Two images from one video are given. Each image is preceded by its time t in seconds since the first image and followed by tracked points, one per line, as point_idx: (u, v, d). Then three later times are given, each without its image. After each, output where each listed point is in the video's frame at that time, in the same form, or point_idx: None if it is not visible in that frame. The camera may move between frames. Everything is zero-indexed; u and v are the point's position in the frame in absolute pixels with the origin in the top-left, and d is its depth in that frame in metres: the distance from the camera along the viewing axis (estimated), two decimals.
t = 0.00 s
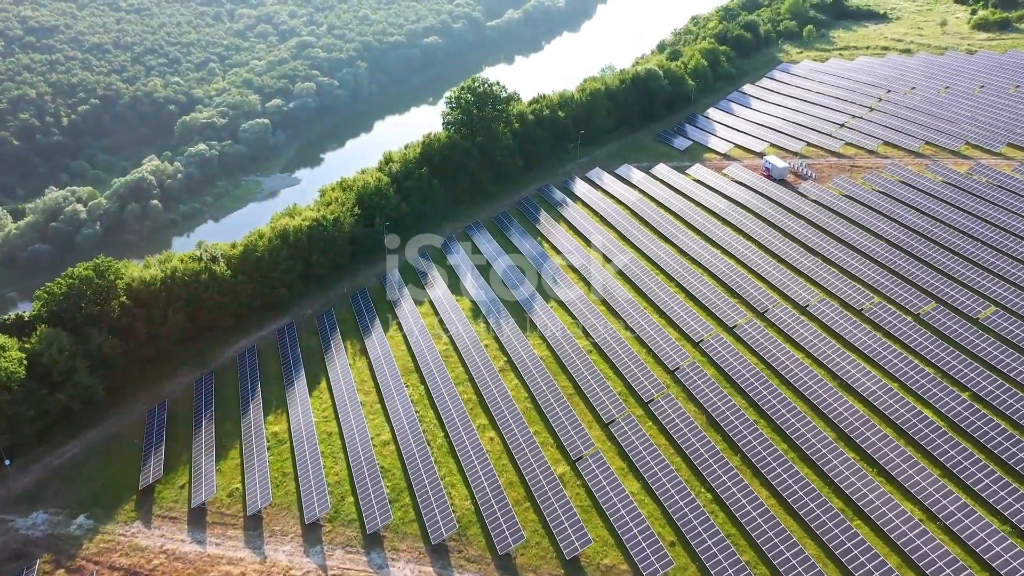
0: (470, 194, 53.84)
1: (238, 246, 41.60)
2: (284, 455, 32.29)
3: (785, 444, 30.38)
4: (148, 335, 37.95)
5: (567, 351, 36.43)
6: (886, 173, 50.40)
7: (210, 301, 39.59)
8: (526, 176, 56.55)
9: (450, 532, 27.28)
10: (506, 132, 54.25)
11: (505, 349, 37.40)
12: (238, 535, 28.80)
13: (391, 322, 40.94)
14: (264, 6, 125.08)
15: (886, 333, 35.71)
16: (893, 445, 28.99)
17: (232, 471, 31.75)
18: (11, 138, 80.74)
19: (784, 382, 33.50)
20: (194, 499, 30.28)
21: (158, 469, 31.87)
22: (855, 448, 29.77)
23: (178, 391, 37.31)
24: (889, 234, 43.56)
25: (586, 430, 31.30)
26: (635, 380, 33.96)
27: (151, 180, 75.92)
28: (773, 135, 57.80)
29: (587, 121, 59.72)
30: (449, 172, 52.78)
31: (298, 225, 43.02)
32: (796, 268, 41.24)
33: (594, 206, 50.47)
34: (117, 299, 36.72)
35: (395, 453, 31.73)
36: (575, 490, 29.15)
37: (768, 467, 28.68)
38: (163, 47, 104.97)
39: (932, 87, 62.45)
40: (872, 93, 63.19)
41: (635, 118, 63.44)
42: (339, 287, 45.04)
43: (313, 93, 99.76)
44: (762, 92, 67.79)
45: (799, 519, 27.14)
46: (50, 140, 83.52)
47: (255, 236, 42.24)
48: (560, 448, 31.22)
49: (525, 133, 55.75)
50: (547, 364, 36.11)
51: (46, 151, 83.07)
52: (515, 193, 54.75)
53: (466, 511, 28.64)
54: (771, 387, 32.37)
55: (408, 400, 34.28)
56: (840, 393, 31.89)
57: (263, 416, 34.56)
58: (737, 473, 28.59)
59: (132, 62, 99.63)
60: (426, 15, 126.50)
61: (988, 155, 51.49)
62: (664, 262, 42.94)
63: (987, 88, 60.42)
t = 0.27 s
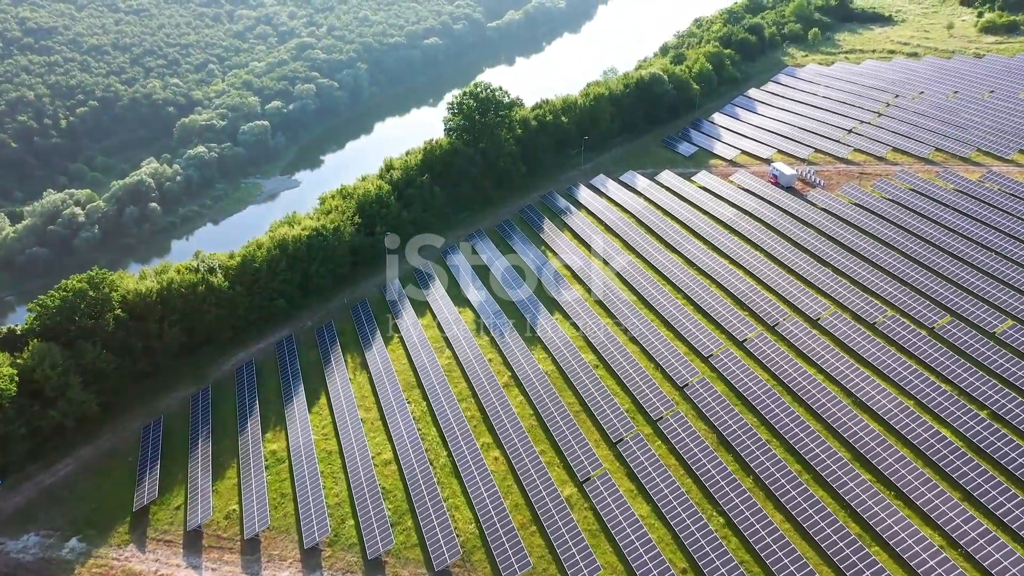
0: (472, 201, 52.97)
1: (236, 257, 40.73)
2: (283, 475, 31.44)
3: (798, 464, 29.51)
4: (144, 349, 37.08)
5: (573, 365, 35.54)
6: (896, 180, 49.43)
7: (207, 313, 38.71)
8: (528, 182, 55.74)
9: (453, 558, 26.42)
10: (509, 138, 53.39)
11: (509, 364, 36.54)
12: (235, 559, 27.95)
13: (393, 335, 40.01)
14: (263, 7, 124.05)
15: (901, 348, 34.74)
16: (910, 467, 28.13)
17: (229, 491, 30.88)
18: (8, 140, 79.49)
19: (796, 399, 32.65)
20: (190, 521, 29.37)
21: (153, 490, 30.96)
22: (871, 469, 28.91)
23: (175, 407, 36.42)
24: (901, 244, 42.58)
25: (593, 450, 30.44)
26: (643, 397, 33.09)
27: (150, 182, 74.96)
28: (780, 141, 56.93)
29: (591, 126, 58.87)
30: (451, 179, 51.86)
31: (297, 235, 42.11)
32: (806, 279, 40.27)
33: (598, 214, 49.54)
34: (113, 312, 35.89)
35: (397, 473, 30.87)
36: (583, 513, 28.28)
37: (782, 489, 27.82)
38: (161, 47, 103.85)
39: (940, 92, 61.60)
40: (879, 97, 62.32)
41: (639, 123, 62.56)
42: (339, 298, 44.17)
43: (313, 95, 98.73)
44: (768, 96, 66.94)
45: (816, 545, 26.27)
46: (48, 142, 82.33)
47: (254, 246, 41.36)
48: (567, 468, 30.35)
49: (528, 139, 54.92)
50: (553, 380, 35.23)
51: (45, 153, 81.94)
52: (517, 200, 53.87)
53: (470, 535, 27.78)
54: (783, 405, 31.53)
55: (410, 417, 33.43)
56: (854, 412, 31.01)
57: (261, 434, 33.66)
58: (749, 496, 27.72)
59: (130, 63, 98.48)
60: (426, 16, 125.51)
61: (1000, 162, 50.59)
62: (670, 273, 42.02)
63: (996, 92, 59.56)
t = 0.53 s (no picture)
0: (475, 208, 52.06)
1: (234, 268, 39.83)
2: (281, 495, 30.57)
3: (813, 486, 28.61)
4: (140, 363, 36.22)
5: (579, 381, 34.62)
6: (907, 188, 48.42)
7: (204, 326, 37.81)
8: (531, 189, 54.85)
9: None
10: (512, 144, 52.50)
11: (514, 379, 35.64)
12: None
13: (394, 347, 39.09)
14: (263, 7, 123.05)
15: (916, 363, 33.79)
16: (929, 490, 27.22)
17: (226, 512, 30.03)
18: (6, 142, 78.38)
19: (809, 417, 31.74)
20: (186, 544, 28.55)
21: (147, 511, 30.13)
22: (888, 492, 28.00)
23: (170, 422, 35.59)
24: (914, 253, 41.55)
25: (601, 471, 29.57)
26: (651, 414, 32.19)
27: (149, 185, 74.05)
28: (786, 146, 56.12)
29: (595, 132, 58.01)
30: (453, 186, 50.94)
31: (296, 245, 41.22)
32: (817, 290, 39.29)
33: (603, 222, 48.56)
34: (109, 326, 35.05)
35: (399, 495, 29.98)
36: (591, 538, 27.40)
37: (797, 513, 26.90)
38: (160, 48, 102.78)
39: (949, 96, 60.71)
40: (887, 102, 61.43)
41: (644, 128, 61.68)
42: (339, 308, 43.29)
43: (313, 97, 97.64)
44: (774, 101, 66.07)
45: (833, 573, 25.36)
46: (46, 144, 81.23)
47: (252, 257, 40.49)
48: (574, 490, 29.46)
49: (531, 145, 54.12)
50: (558, 396, 34.33)
51: (43, 156, 80.92)
52: (520, 207, 52.95)
53: (475, 561, 26.90)
54: (797, 424, 30.68)
55: (412, 435, 32.53)
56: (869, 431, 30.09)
57: (259, 451, 32.79)
58: (763, 520, 26.80)
59: (129, 64, 97.45)
60: (426, 17, 124.55)
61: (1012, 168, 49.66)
62: (678, 283, 41.08)
63: (1006, 97, 58.64)
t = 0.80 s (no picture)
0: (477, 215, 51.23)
1: (233, 278, 38.96)
2: (280, 515, 29.83)
3: (827, 507, 27.83)
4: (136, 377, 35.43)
5: (586, 396, 33.84)
6: (916, 195, 47.52)
7: (201, 338, 37.00)
8: (534, 196, 54.07)
9: None
10: (515, 150, 51.69)
11: (518, 393, 34.85)
12: None
13: (395, 359, 38.28)
14: (263, 8, 122.25)
15: (930, 378, 32.97)
16: (948, 512, 26.39)
17: (223, 533, 29.30)
18: (4, 144, 77.57)
19: (821, 433, 30.97)
20: (181, 566, 27.88)
21: (143, 531, 29.46)
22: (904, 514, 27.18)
23: (167, 438, 34.93)
24: (926, 263, 40.67)
25: (609, 491, 28.79)
26: (660, 431, 31.41)
27: (148, 186, 73.15)
28: (793, 152, 55.34)
29: (598, 137, 57.24)
30: (455, 192, 50.08)
31: (295, 254, 40.41)
32: (827, 301, 38.47)
33: (607, 230, 47.72)
34: (104, 338, 34.20)
35: (401, 515, 29.19)
36: (600, 561, 26.64)
37: (811, 537, 26.10)
38: (159, 49, 101.92)
39: (957, 101, 59.87)
40: (895, 106, 60.58)
41: (648, 133, 60.89)
42: (339, 319, 42.51)
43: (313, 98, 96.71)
44: (779, 105, 65.26)
45: None
46: (45, 146, 80.35)
47: (251, 267, 39.64)
48: (582, 510, 28.70)
49: (535, 151, 53.35)
50: (564, 411, 33.57)
51: (41, 158, 80.04)
52: (523, 214, 52.14)
53: None
54: (809, 441, 29.93)
55: (415, 453, 31.75)
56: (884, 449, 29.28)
57: (258, 469, 32.03)
58: (777, 544, 26.00)
59: (128, 65, 96.60)
60: (427, 18, 123.67)
61: None
62: (685, 294, 40.29)
63: (1016, 102, 57.79)
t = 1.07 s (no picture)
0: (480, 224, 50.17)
1: (230, 291, 37.80)
2: (277, 542, 28.90)
3: (845, 535, 26.82)
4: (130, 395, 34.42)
5: (593, 415, 32.84)
6: (929, 205, 46.38)
7: (198, 355, 35.98)
8: (538, 204, 53.05)
9: None
10: (518, 158, 50.69)
11: (524, 413, 33.86)
12: None
13: (397, 376, 37.28)
14: (263, 10, 121.18)
15: (949, 398, 31.91)
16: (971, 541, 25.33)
17: (219, 560, 28.35)
18: (2, 147, 76.38)
19: (838, 456, 29.96)
20: None
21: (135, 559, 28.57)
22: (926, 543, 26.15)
23: (161, 459, 33.92)
24: (941, 275, 39.54)
25: (619, 517, 27.79)
26: (670, 453, 30.41)
27: (146, 190, 72.13)
28: (801, 159, 54.35)
29: (603, 144, 56.28)
30: (458, 201, 48.93)
31: (295, 266, 39.37)
32: (841, 315, 37.42)
33: (613, 240, 46.63)
34: (98, 355, 33.21)
35: (403, 542, 28.21)
36: None
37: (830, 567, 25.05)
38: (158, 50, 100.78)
39: (968, 107, 58.86)
40: (904, 112, 59.56)
41: (653, 139, 59.89)
42: (339, 332, 41.50)
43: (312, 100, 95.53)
44: (786, 110, 64.27)
45: None
46: (43, 148, 79.08)
47: (249, 280, 38.58)
48: (591, 538, 27.75)
49: (539, 158, 52.33)
50: (572, 431, 32.60)
51: (39, 160, 78.82)
52: (526, 224, 51.11)
53: None
54: (825, 464, 28.96)
55: (418, 475, 30.76)
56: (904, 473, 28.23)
57: (255, 492, 31.08)
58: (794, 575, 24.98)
59: (127, 67, 95.46)
60: (427, 19, 122.53)
61: None
62: (693, 307, 39.29)
63: None
